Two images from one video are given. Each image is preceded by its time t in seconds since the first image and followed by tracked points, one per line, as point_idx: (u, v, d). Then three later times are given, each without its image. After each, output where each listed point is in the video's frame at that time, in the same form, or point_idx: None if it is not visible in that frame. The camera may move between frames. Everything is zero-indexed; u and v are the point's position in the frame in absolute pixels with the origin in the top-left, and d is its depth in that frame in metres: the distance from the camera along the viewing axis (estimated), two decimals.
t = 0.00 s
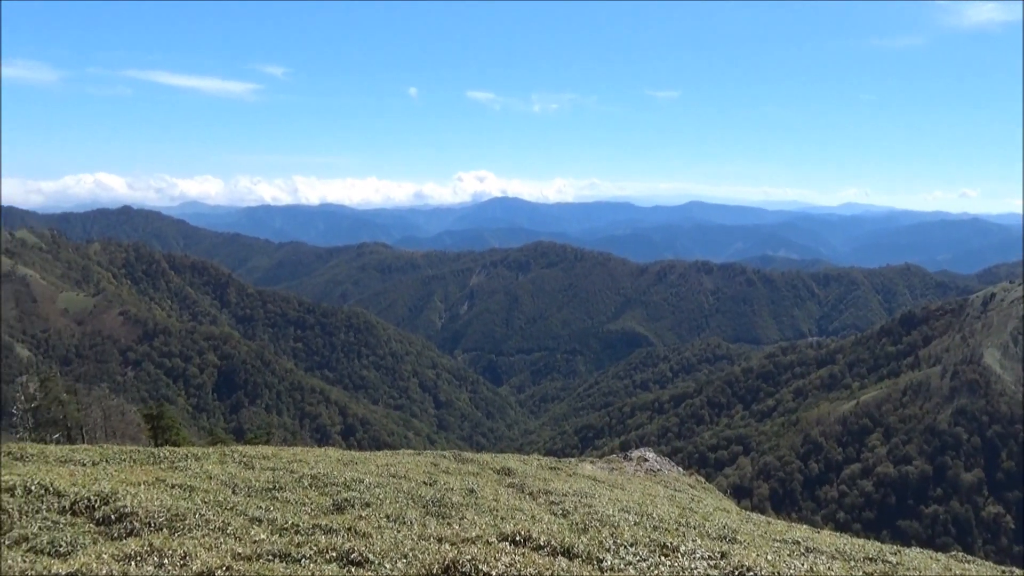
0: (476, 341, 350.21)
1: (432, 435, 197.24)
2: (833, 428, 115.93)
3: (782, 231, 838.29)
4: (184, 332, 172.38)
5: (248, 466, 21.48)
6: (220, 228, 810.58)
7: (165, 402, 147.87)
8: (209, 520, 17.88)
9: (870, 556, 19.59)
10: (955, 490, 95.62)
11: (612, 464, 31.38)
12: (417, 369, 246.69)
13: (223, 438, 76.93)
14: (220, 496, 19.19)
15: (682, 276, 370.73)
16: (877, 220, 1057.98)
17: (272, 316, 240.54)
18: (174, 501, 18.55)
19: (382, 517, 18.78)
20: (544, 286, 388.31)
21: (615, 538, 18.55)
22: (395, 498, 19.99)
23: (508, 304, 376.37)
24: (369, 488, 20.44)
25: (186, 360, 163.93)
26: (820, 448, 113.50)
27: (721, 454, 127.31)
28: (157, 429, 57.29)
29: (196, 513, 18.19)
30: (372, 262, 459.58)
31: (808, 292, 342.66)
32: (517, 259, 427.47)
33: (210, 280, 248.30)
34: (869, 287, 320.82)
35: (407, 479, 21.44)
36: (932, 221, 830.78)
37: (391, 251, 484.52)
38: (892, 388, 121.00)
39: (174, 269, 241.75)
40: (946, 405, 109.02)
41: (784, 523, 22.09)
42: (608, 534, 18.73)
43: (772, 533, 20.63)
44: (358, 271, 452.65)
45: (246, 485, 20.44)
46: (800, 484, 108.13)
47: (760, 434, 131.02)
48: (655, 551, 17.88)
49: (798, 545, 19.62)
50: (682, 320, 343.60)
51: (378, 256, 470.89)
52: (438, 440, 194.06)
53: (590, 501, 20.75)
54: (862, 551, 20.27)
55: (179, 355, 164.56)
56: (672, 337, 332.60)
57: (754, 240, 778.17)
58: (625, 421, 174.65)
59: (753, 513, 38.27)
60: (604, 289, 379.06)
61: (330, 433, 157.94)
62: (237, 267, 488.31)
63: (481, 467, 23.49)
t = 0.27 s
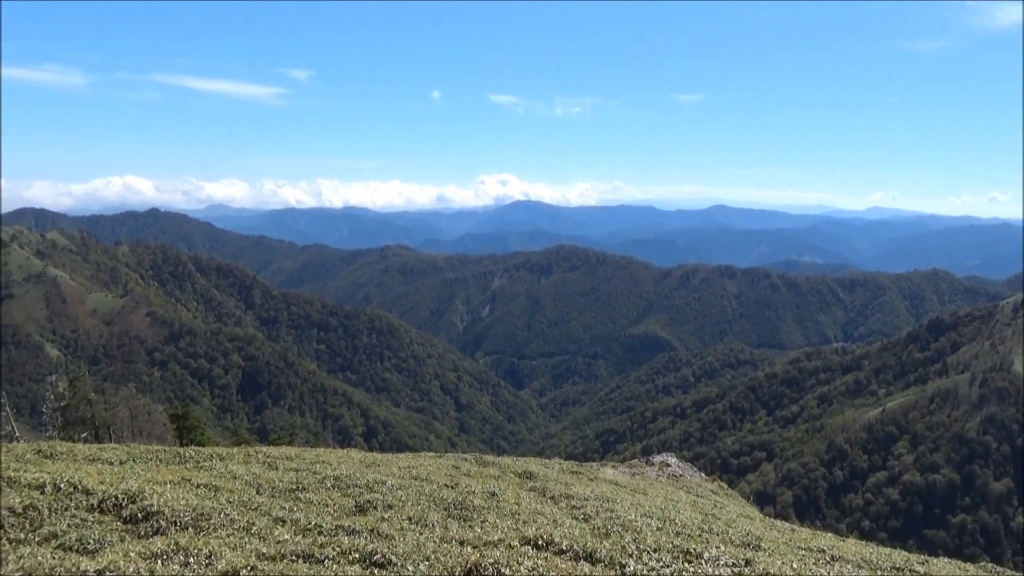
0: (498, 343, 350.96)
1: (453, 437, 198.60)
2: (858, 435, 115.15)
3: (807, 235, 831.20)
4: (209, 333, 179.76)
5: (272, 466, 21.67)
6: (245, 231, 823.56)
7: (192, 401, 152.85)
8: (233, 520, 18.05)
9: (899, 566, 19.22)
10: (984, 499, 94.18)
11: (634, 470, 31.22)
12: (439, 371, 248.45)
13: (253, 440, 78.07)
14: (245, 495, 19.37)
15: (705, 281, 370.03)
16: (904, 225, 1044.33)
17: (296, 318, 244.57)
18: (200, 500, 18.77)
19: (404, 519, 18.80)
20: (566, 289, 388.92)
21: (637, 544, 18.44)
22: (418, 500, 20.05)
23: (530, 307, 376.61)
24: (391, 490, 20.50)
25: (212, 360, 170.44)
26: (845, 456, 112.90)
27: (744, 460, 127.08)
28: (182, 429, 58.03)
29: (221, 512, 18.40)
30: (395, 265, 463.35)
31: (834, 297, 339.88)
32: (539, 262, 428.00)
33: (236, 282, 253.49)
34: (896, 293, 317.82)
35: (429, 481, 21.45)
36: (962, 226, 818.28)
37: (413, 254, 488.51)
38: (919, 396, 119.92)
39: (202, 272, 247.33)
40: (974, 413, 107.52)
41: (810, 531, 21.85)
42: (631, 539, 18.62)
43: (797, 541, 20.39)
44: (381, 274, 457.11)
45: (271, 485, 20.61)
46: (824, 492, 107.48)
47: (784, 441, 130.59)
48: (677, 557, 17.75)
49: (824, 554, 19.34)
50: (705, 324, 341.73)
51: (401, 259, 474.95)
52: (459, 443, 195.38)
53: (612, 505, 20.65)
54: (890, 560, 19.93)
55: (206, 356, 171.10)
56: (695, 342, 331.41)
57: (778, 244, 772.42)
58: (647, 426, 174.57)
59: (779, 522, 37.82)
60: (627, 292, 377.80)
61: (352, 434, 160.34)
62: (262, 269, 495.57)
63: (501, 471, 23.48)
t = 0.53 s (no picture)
0: (519, 346, 352.52)
1: (474, 438, 199.30)
2: (883, 440, 113.81)
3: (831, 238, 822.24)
4: (233, 332, 182.30)
5: (295, 464, 21.84)
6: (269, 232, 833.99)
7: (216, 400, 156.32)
8: (257, 519, 18.17)
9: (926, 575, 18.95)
10: (1012, 509, 92.91)
11: (655, 472, 31.07)
12: (459, 373, 249.28)
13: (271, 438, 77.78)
14: (268, 494, 19.52)
15: (727, 284, 368.18)
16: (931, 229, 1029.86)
17: (318, 318, 246.10)
18: (223, 498, 18.92)
19: (425, 520, 18.86)
20: (587, 291, 388.21)
21: (659, 548, 18.31)
22: (438, 501, 20.08)
23: (551, 309, 376.88)
24: (412, 490, 20.56)
25: (236, 359, 173.51)
26: (869, 462, 111.39)
27: (766, 464, 125.61)
28: (207, 426, 58.83)
29: (245, 510, 18.57)
30: (417, 266, 466.15)
31: (859, 300, 335.67)
32: (561, 264, 427.67)
33: (259, 282, 255.87)
34: (923, 296, 313.81)
35: (449, 483, 21.47)
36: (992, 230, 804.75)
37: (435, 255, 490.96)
38: (946, 402, 118.87)
39: (226, 272, 250.82)
40: (1003, 420, 106.25)
41: (835, 538, 21.64)
42: (652, 544, 18.49)
43: (821, 548, 20.16)
44: (403, 274, 460.19)
45: (293, 484, 20.74)
46: (848, 498, 106.11)
47: (807, 446, 129.31)
48: (700, 562, 17.61)
49: (849, 562, 19.12)
50: (727, 328, 340.85)
51: (422, 261, 477.72)
52: (479, 445, 195.85)
53: (633, 509, 20.52)
54: (918, 569, 19.64)
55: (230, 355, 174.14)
56: (718, 345, 331.25)
57: (802, 247, 765.27)
58: (668, 429, 173.56)
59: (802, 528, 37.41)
60: (649, 295, 378.28)
61: (373, 434, 161.65)
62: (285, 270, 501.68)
63: (522, 473, 23.46)
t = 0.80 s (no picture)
0: (549, 347, 353.01)
1: (503, 438, 199.76)
2: (920, 447, 112.23)
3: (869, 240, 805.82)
4: (268, 331, 187.08)
5: (327, 463, 22.05)
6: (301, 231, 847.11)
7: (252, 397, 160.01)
8: (290, 514, 18.39)
9: None
10: None
11: (686, 476, 30.89)
12: (489, 373, 249.81)
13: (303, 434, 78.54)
14: (301, 491, 19.73)
15: (760, 286, 363.39)
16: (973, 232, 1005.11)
17: (350, 317, 249.51)
18: (257, 495, 19.20)
19: (455, 520, 18.91)
20: (618, 293, 386.44)
21: (690, 553, 18.14)
22: (469, 501, 20.16)
23: (582, 310, 376.65)
24: (442, 490, 20.65)
25: (270, 358, 176.43)
26: (906, 468, 110.48)
27: (800, 470, 124.05)
28: (241, 423, 59.52)
29: (277, 506, 18.82)
30: (449, 266, 468.53)
31: (895, 304, 325.85)
32: (591, 265, 426.48)
33: (292, 281, 261.28)
34: (963, 301, 304.81)
35: (479, 482, 21.51)
36: None
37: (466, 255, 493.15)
38: (986, 409, 117.08)
39: (260, 271, 257.52)
40: None
41: (871, 547, 21.25)
42: (683, 548, 18.35)
43: (855, 556, 19.88)
44: (434, 274, 463.56)
45: (325, 481, 20.95)
46: (884, 505, 105.02)
47: (842, 452, 127.45)
48: (733, 567, 17.35)
49: (885, 571, 18.74)
50: (761, 331, 337.43)
51: (453, 261, 480.35)
52: (508, 446, 196.24)
53: (664, 512, 20.36)
54: None
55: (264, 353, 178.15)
56: (751, 349, 327.82)
57: (839, 249, 751.30)
58: (699, 432, 172.04)
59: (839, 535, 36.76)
60: (681, 296, 375.06)
61: (403, 434, 163.22)
62: (318, 268, 510.02)
63: (553, 473, 23.45)
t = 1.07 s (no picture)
0: (584, 348, 353.28)
1: (538, 438, 201.05)
2: (964, 455, 110.64)
3: (911, 243, 793.78)
4: (306, 328, 196.31)
5: (363, 460, 22.29)
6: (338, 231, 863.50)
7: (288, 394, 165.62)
8: (327, 510, 18.61)
9: None
10: None
11: (722, 480, 30.69)
12: (523, 373, 250.64)
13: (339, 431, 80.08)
14: (337, 487, 19.95)
15: (799, 288, 360.02)
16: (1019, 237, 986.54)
17: (386, 316, 259.79)
18: (294, 489, 19.48)
19: (490, 518, 18.96)
20: (655, 294, 384.32)
21: (726, 557, 17.93)
22: (503, 500, 20.16)
23: (617, 311, 375.02)
24: (477, 488, 20.74)
25: (308, 355, 183.77)
26: (949, 476, 108.50)
27: (839, 476, 122.52)
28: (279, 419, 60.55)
29: (315, 501, 19.05)
30: (484, 266, 471.86)
31: (940, 309, 331.30)
32: (627, 267, 424.35)
33: (330, 280, 277.90)
34: (1010, 307, 313.63)
35: (513, 482, 21.56)
36: None
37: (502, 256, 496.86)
38: None
39: (302, 268, 276.27)
40: None
41: (913, 556, 20.87)
42: (719, 551, 18.15)
43: (897, 564, 19.51)
44: (469, 274, 467.82)
45: (361, 478, 21.15)
46: (926, 513, 103.43)
47: (882, 458, 125.53)
48: (770, 573, 17.13)
49: None
50: (799, 334, 333.95)
51: (488, 261, 483.06)
52: (543, 445, 197.05)
53: (699, 516, 20.19)
54: None
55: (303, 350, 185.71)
56: (790, 352, 322.94)
57: (880, 253, 740.47)
58: (735, 436, 170.64)
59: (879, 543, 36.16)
60: (717, 298, 370.81)
61: (437, 432, 164.75)
62: (356, 268, 520.00)
63: (586, 475, 23.41)
